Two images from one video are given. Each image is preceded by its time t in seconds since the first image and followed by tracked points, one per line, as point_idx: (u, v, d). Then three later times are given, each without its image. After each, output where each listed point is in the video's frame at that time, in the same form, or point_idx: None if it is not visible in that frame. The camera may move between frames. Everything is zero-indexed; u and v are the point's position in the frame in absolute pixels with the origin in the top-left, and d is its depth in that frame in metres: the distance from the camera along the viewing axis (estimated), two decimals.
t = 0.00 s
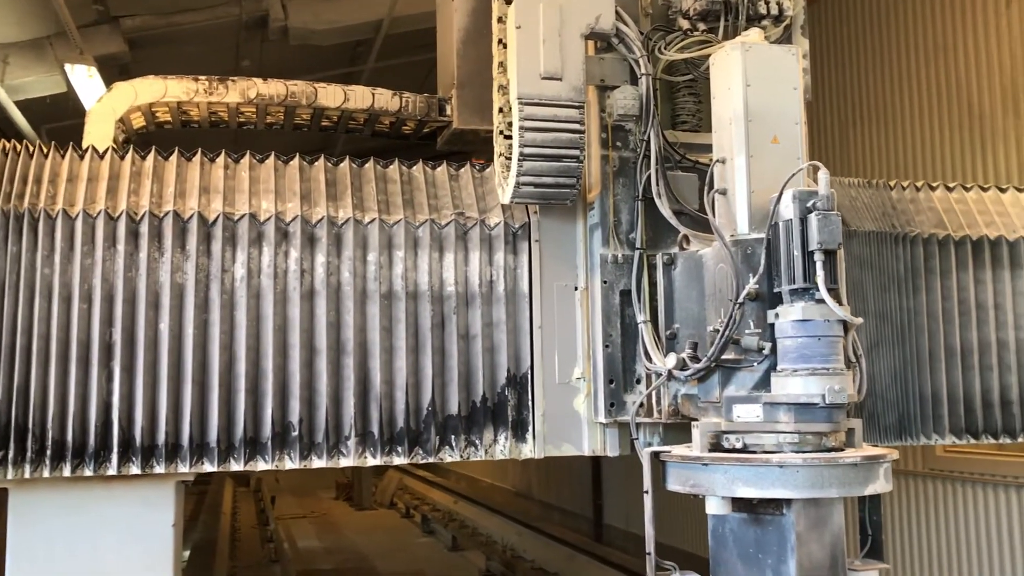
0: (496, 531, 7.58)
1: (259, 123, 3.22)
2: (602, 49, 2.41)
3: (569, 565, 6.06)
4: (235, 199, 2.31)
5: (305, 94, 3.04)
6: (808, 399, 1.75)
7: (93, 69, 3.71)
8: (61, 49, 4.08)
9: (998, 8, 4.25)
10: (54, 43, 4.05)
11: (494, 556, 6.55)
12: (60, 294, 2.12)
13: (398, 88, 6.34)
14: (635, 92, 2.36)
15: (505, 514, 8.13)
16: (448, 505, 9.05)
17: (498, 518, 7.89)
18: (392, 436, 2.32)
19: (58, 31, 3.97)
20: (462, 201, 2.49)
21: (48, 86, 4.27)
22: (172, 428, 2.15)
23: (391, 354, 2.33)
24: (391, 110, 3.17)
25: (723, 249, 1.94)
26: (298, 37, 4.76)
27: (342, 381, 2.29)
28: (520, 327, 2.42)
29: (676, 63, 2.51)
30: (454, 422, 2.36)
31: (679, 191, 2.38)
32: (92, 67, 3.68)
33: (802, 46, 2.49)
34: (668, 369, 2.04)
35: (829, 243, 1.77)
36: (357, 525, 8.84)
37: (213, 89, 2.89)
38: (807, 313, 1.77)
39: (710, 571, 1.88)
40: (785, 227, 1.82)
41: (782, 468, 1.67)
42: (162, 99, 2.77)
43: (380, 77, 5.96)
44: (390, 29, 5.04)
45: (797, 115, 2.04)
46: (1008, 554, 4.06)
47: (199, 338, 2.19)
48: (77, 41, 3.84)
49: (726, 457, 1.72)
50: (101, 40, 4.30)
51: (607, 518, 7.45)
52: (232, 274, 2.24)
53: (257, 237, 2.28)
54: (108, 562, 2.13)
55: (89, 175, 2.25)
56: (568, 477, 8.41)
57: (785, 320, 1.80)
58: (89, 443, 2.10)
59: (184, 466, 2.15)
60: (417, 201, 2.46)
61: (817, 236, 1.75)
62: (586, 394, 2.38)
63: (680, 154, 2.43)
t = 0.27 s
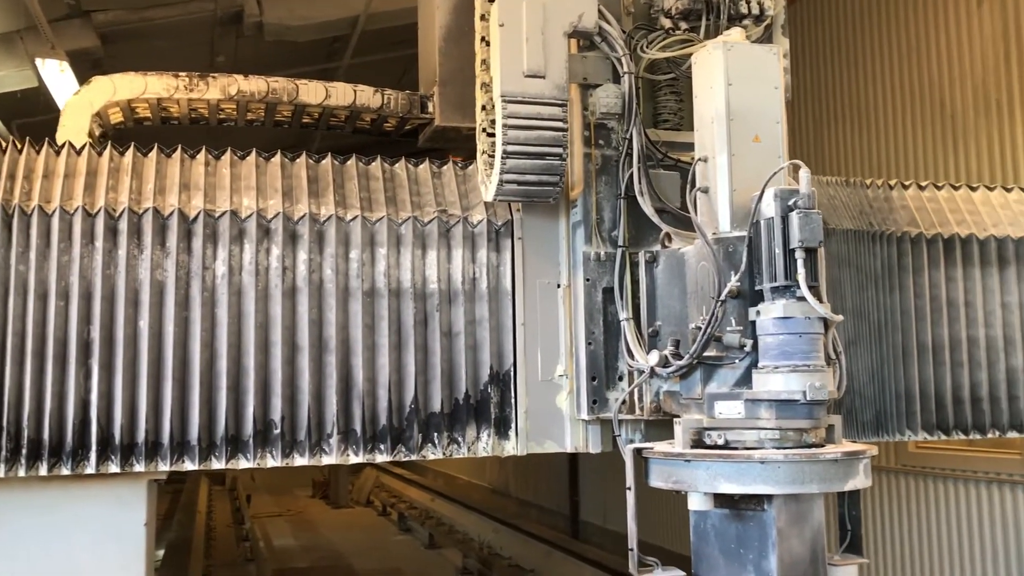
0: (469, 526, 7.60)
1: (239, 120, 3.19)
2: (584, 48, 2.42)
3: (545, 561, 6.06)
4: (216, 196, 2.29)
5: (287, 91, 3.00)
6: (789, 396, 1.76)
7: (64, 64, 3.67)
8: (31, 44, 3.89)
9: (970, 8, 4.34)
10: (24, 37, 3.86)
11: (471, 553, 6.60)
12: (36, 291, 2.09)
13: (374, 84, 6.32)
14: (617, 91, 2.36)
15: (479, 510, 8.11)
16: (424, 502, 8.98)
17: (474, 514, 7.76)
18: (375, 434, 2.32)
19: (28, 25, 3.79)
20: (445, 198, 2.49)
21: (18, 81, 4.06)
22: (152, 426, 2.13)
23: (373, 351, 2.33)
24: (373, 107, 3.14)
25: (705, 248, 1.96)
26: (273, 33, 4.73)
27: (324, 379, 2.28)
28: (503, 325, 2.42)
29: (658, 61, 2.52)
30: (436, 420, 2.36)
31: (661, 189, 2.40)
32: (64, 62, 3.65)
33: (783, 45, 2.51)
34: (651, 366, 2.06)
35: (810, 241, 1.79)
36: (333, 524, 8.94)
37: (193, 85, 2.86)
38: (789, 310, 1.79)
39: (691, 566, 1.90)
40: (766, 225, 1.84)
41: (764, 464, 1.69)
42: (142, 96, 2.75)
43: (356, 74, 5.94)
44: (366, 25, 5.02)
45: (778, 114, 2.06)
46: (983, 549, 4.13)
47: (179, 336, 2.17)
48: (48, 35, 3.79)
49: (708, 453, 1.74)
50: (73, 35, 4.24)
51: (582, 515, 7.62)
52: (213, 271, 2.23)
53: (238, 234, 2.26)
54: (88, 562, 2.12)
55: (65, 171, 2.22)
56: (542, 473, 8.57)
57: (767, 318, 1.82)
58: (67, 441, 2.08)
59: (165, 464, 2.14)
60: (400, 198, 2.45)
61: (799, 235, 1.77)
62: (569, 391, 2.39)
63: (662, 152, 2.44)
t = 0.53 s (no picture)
0: (444, 524, 7.62)
1: (217, 117, 3.18)
2: (566, 47, 2.42)
3: (521, 561, 6.08)
4: (195, 193, 2.27)
5: (265, 88, 3.00)
6: (768, 394, 1.78)
7: (32, 59, 3.62)
8: None
9: (940, 12, 4.43)
10: None
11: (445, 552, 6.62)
12: (9, 289, 2.06)
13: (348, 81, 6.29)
14: (598, 91, 2.38)
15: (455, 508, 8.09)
16: (398, 501, 8.94)
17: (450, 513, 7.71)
18: (355, 433, 2.31)
19: None
20: (426, 197, 2.49)
21: None
22: (130, 425, 2.11)
23: (353, 350, 2.32)
24: (354, 105, 3.10)
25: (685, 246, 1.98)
26: (246, 30, 4.69)
27: (303, 378, 2.27)
28: (484, 323, 2.43)
29: (638, 61, 2.54)
30: (417, 418, 2.35)
31: (641, 188, 2.41)
32: (32, 57, 3.60)
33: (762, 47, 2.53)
34: (631, 364, 2.07)
35: (789, 241, 1.81)
36: (306, 523, 8.95)
37: (171, 83, 2.82)
38: (767, 309, 1.80)
39: (671, 562, 1.92)
40: (745, 225, 1.86)
41: (743, 461, 1.71)
42: (119, 93, 2.68)
43: (330, 72, 5.91)
44: (340, 23, 4.99)
45: (757, 114, 2.08)
46: (950, 544, 4.23)
47: (157, 334, 2.15)
48: (16, 30, 3.73)
49: (688, 451, 1.75)
50: (42, 30, 4.17)
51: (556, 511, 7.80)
52: (192, 269, 2.21)
53: (217, 232, 2.24)
54: (64, 563, 2.09)
55: (40, 168, 2.19)
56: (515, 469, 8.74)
57: (746, 317, 1.84)
58: (42, 441, 2.05)
59: (142, 463, 2.12)
60: (380, 196, 2.44)
61: (778, 234, 1.79)
62: (549, 390, 2.40)
63: (642, 152, 2.46)
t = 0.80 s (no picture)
0: (416, 523, 7.61)
1: (194, 114, 3.13)
2: (545, 47, 2.43)
3: (493, 559, 6.11)
4: (170, 191, 2.25)
5: (242, 85, 2.97)
6: (745, 392, 1.80)
7: None
8: None
9: (908, 15, 4.51)
10: None
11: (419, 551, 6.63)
12: None
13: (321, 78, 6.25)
14: (576, 91, 2.40)
15: (426, 507, 8.05)
16: (371, 500, 8.90)
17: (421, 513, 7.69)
18: (332, 431, 2.30)
19: None
20: (404, 195, 2.48)
21: None
22: (104, 424, 2.09)
23: (331, 349, 2.31)
24: (330, 103, 3.11)
25: (663, 246, 1.99)
26: (217, 26, 4.65)
27: (281, 376, 2.26)
28: (462, 322, 2.43)
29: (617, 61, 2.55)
30: (395, 417, 2.35)
31: (619, 188, 2.43)
32: None
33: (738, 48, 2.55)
34: (609, 363, 2.08)
35: (765, 240, 1.83)
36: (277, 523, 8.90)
37: (147, 79, 2.80)
38: (744, 308, 1.83)
39: (649, 560, 1.94)
40: (722, 224, 1.88)
41: (720, 459, 1.73)
42: (94, 88, 2.65)
43: (302, 69, 5.86)
44: (313, 20, 4.95)
45: (733, 115, 2.10)
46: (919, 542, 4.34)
47: (132, 333, 2.13)
48: None
49: (666, 449, 1.77)
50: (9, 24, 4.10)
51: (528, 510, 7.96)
52: (167, 267, 2.19)
53: (193, 230, 2.22)
54: (36, 564, 2.06)
55: (12, 164, 2.16)
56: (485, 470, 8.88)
57: (723, 316, 1.86)
58: (13, 441, 2.02)
59: (117, 463, 2.09)
60: (358, 194, 2.43)
61: (755, 234, 1.81)
62: (527, 388, 2.41)
63: (620, 152, 2.48)
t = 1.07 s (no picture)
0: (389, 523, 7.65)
1: (170, 110, 3.10)
2: (523, 45, 2.44)
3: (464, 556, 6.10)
4: (146, 187, 2.22)
5: (219, 81, 2.94)
6: (722, 389, 1.82)
7: None
8: None
9: (882, 21, 4.70)
10: None
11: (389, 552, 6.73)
12: None
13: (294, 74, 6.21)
14: (556, 89, 2.39)
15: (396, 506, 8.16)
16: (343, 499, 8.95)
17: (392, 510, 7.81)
18: (310, 430, 2.29)
19: None
20: (383, 193, 2.47)
21: None
22: (77, 423, 2.06)
23: (309, 347, 2.30)
24: (308, 100, 3.09)
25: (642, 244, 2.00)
26: (188, 21, 4.60)
27: (258, 374, 2.24)
28: (441, 320, 2.42)
29: (595, 61, 2.56)
30: (373, 415, 2.34)
31: (597, 187, 2.45)
32: None
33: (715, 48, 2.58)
34: (588, 360, 2.09)
35: (743, 239, 1.85)
36: (248, 523, 8.95)
37: (122, 73, 2.77)
38: (722, 306, 1.84)
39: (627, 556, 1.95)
40: (701, 223, 1.90)
41: (698, 455, 1.74)
42: (69, 83, 2.60)
43: (274, 65, 5.82)
44: (284, 16, 4.91)
45: (712, 115, 2.12)
46: (888, 538, 4.46)
47: (106, 330, 2.10)
48: None
49: (645, 446, 1.78)
50: None
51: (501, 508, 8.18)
52: (143, 264, 2.16)
53: (169, 227, 2.20)
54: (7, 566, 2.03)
55: None
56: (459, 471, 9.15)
57: (701, 313, 1.87)
58: None
59: (91, 462, 2.07)
60: (336, 191, 2.42)
61: (733, 232, 1.83)
62: (506, 386, 2.41)
63: (599, 151, 2.49)
